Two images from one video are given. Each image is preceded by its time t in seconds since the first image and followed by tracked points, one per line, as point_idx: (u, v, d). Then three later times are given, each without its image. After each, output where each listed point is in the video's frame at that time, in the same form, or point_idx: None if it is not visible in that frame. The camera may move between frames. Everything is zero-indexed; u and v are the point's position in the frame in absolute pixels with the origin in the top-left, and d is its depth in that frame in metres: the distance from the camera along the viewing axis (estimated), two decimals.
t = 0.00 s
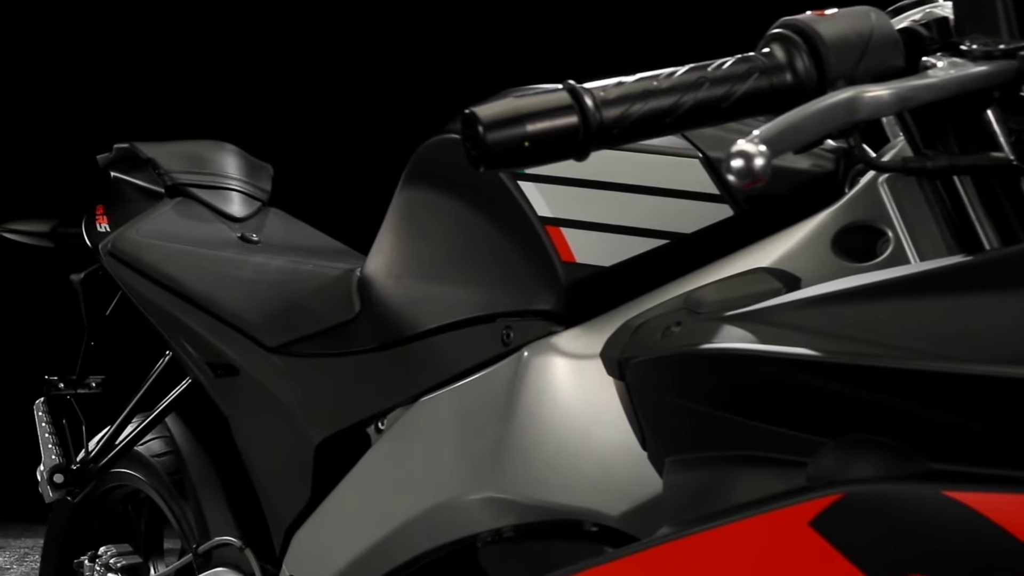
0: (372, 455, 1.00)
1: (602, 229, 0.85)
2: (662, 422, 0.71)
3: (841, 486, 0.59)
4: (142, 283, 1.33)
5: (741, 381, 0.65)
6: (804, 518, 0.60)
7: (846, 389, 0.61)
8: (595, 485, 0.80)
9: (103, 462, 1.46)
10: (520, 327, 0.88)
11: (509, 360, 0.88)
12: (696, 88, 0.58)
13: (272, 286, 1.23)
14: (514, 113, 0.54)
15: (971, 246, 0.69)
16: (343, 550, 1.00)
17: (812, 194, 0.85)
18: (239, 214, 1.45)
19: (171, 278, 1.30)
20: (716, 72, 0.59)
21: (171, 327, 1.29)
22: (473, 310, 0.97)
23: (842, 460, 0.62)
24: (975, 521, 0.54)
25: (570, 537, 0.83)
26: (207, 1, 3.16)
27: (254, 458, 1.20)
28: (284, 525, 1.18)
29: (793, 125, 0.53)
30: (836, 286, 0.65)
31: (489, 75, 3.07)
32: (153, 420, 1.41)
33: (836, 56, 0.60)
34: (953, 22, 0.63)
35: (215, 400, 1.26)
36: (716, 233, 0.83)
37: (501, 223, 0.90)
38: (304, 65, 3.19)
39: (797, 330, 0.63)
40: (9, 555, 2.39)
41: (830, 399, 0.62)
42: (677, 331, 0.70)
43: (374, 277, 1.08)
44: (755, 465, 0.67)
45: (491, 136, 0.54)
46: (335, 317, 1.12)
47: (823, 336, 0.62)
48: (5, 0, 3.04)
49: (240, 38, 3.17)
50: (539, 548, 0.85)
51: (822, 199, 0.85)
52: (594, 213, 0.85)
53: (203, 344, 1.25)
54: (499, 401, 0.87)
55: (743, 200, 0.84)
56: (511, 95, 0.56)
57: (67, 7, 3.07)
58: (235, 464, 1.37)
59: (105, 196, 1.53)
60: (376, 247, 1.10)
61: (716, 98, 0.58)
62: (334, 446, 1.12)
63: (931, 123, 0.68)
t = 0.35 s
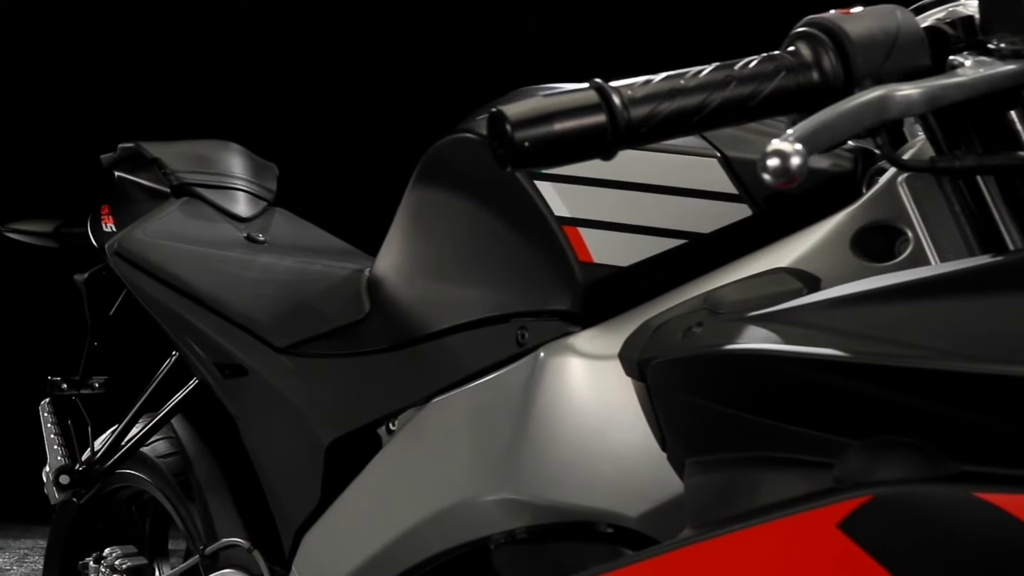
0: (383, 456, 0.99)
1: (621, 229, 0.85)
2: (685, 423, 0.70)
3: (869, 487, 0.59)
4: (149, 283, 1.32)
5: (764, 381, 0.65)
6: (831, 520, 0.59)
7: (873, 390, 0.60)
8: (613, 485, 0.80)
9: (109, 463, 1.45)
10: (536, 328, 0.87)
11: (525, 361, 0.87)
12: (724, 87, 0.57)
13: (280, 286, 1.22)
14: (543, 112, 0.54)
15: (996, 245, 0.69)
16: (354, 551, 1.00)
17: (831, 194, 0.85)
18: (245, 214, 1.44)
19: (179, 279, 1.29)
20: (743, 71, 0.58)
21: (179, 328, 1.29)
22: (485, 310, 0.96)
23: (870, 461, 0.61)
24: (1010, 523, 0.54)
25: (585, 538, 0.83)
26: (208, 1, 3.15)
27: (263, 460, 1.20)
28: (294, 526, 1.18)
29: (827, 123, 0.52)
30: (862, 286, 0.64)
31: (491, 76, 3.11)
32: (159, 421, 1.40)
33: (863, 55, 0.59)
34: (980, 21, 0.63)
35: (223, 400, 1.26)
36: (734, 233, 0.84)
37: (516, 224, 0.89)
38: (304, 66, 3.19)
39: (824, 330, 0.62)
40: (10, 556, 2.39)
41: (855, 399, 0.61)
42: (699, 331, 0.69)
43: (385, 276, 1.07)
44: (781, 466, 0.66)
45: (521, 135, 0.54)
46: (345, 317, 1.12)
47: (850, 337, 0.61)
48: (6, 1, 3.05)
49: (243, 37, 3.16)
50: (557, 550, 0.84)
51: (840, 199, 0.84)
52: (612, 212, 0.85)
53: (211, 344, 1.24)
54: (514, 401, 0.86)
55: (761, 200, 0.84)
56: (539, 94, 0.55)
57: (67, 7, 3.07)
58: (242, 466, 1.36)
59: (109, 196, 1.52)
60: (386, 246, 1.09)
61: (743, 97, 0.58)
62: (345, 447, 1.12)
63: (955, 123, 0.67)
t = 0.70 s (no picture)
0: (391, 456, 0.99)
1: (634, 229, 0.84)
2: (701, 424, 0.70)
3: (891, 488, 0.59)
4: (152, 283, 1.32)
5: (782, 382, 0.64)
6: (853, 521, 0.59)
7: (894, 389, 0.60)
8: (627, 486, 0.79)
9: (110, 466, 1.44)
10: (547, 328, 0.86)
11: (536, 361, 0.87)
12: (746, 86, 0.57)
13: (284, 286, 1.21)
14: (565, 112, 0.54)
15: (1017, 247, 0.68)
16: (362, 552, 1.00)
17: (843, 196, 0.85)
18: (247, 214, 1.44)
19: (182, 279, 1.28)
20: (764, 70, 0.58)
21: (182, 329, 1.28)
22: (492, 310, 0.95)
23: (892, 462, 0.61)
24: None
25: (595, 540, 0.83)
26: (207, 1, 3.14)
27: (268, 461, 1.19)
28: (300, 527, 1.17)
29: (853, 124, 0.53)
30: (879, 286, 0.64)
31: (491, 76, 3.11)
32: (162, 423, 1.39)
33: (884, 54, 0.59)
34: (999, 21, 0.62)
35: (227, 402, 1.25)
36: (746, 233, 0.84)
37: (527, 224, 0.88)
38: (301, 66, 3.18)
39: (845, 330, 0.62)
40: (7, 557, 2.39)
41: (873, 399, 0.61)
42: (715, 331, 0.69)
43: (391, 276, 1.07)
44: (800, 468, 0.66)
45: (541, 134, 0.53)
46: (352, 317, 1.11)
47: (870, 337, 0.61)
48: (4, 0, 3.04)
49: (240, 36, 3.15)
50: (569, 550, 0.84)
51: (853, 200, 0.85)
52: (624, 212, 0.84)
53: (216, 345, 1.24)
54: (525, 402, 0.86)
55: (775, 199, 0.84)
56: (562, 95, 0.55)
57: (64, 7, 3.06)
58: (245, 467, 1.35)
59: (110, 195, 1.51)
60: (392, 245, 1.09)
61: (763, 96, 0.57)
62: (352, 448, 1.11)
63: (972, 124, 0.67)
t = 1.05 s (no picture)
0: (399, 457, 0.98)
1: (649, 229, 0.84)
2: (718, 424, 0.70)
3: (916, 490, 0.58)
4: (155, 283, 1.31)
5: (800, 382, 0.64)
6: (877, 523, 0.59)
7: (917, 390, 0.60)
8: (643, 487, 0.79)
9: (114, 466, 1.43)
10: (558, 328, 0.86)
11: (547, 361, 0.86)
12: (767, 85, 0.57)
13: (290, 286, 1.21)
14: (589, 110, 0.53)
15: None
16: (372, 552, 0.99)
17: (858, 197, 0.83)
18: (250, 214, 1.43)
19: (187, 279, 1.28)
20: (785, 68, 0.58)
21: (186, 329, 1.28)
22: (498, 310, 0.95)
23: (914, 463, 0.61)
24: None
25: (607, 541, 0.83)
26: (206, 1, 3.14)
27: (274, 462, 1.19)
28: (306, 528, 1.16)
29: (881, 122, 0.52)
30: (897, 285, 0.63)
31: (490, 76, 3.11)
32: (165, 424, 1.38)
33: (905, 52, 0.59)
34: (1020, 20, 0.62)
35: (232, 403, 1.24)
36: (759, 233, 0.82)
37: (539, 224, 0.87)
38: (299, 65, 3.17)
39: (867, 330, 0.62)
40: (5, 559, 2.40)
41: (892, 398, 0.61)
42: (732, 331, 0.69)
43: (397, 276, 1.07)
44: (821, 468, 0.65)
45: (565, 132, 0.53)
46: (358, 318, 1.11)
47: (891, 337, 0.61)
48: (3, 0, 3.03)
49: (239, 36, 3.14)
50: (579, 554, 0.84)
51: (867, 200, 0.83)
52: (639, 213, 0.84)
53: (221, 346, 1.23)
54: (535, 404, 0.85)
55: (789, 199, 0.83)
56: (584, 93, 0.54)
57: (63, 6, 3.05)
58: (248, 468, 1.35)
59: (111, 195, 1.51)
60: (399, 245, 1.09)
61: (785, 95, 0.57)
62: (359, 450, 1.11)
63: (990, 124, 0.67)
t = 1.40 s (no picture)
0: (410, 458, 0.98)
1: (663, 230, 0.83)
2: (737, 426, 0.69)
3: (940, 491, 0.58)
4: (161, 284, 1.30)
5: (817, 385, 0.64)
6: (900, 524, 0.59)
7: (940, 391, 0.60)
8: (657, 489, 0.79)
9: (119, 467, 1.42)
10: (571, 329, 0.86)
11: (561, 361, 0.86)
12: (791, 84, 0.56)
13: (297, 287, 1.20)
14: (615, 110, 0.53)
15: None
16: (383, 552, 0.99)
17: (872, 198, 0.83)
18: (255, 214, 1.43)
19: (193, 279, 1.27)
20: (809, 67, 0.57)
21: (192, 329, 1.27)
22: (508, 312, 0.94)
23: (936, 466, 0.60)
24: None
25: (619, 542, 0.82)
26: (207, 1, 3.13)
27: (281, 464, 1.18)
28: (314, 530, 1.16)
29: (911, 120, 0.52)
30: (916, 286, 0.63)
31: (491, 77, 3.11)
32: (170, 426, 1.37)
33: (928, 51, 0.59)
34: None
35: (238, 404, 1.24)
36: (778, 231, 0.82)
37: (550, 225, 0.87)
38: (299, 66, 3.16)
39: (892, 332, 0.62)
40: (5, 559, 2.41)
41: (912, 398, 0.61)
42: (751, 333, 0.68)
43: (407, 276, 1.06)
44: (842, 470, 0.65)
45: (591, 133, 0.53)
46: (366, 319, 1.11)
47: (909, 337, 0.61)
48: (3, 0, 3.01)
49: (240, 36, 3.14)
50: (592, 554, 0.84)
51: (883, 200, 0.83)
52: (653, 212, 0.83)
53: (228, 346, 1.23)
54: (547, 405, 0.85)
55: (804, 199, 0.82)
56: (608, 92, 0.54)
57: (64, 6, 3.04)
58: (254, 470, 1.34)
59: (115, 195, 1.50)
60: (407, 246, 1.08)
61: (809, 94, 0.57)
62: (367, 451, 1.10)
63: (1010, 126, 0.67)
